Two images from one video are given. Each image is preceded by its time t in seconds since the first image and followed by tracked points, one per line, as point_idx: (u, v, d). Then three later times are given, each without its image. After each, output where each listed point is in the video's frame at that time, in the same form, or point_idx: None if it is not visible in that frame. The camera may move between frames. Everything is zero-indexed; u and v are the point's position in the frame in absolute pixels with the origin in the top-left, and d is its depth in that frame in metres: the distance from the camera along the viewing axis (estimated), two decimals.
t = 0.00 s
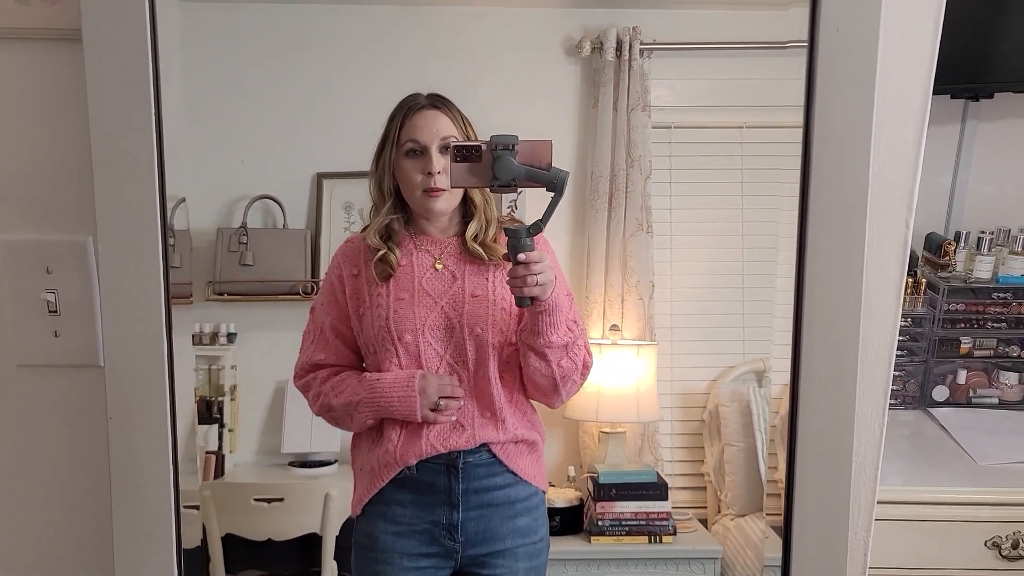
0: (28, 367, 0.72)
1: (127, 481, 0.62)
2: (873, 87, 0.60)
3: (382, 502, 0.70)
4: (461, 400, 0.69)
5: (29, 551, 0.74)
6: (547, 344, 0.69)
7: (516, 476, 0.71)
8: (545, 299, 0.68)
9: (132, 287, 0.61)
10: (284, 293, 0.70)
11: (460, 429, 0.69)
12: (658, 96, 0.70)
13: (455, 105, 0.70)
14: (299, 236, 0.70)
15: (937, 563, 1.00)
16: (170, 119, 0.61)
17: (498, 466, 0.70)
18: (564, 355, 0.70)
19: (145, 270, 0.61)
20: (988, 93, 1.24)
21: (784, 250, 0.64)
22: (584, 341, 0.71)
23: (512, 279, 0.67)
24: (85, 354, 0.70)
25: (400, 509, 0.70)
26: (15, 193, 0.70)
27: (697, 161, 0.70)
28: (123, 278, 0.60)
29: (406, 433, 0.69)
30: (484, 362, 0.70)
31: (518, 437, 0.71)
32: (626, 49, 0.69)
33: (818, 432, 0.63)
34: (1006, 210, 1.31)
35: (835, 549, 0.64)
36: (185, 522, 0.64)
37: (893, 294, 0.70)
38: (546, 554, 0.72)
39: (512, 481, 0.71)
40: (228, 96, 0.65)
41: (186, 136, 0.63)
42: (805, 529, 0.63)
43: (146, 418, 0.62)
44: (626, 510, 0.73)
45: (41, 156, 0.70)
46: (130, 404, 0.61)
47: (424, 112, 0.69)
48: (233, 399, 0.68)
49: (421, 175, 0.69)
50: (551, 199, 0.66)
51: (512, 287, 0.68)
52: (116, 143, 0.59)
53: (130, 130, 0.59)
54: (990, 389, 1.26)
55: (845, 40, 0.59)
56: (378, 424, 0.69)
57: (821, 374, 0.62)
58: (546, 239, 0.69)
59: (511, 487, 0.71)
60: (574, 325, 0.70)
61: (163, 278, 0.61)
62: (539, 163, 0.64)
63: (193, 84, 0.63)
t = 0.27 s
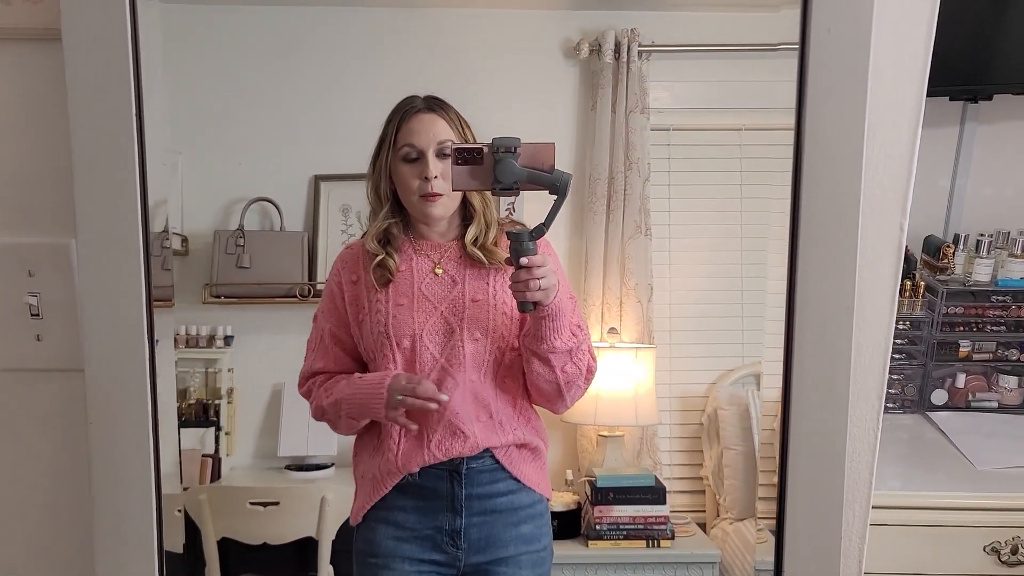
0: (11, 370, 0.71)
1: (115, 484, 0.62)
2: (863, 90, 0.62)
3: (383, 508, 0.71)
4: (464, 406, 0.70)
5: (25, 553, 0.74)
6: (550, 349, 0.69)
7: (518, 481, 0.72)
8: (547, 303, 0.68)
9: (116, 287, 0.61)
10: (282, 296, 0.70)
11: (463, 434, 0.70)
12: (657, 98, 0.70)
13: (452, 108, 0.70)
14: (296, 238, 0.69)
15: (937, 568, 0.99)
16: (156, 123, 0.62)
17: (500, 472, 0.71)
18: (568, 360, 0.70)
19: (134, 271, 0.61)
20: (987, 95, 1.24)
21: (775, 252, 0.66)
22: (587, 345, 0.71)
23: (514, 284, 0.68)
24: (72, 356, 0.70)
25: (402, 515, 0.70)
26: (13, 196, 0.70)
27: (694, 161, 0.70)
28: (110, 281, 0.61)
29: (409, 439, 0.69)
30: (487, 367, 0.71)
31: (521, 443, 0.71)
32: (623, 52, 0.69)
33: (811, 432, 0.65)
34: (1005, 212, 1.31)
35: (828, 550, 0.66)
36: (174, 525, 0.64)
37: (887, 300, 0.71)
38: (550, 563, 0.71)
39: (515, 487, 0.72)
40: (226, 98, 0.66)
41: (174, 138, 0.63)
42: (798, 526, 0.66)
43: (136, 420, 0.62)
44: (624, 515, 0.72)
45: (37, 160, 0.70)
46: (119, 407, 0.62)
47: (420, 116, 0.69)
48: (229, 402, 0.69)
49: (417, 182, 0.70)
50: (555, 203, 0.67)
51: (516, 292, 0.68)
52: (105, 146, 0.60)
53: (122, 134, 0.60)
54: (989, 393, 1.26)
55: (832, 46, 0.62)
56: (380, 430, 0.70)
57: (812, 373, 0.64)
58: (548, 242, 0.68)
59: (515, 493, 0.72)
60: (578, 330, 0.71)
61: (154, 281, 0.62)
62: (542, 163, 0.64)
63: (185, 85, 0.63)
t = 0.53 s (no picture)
0: None
1: (97, 498, 0.61)
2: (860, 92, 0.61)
3: (383, 514, 0.70)
4: (469, 416, 0.68)
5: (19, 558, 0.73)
6: (556, 358, 0.68)
7: (524, 490, 0.70)
8: (553, 312, 0.66)
9: (101, 292, 0.60)
10: (279, 298, 0.69)
11: (467, 444, 0.68)
12: (660, 98, 0.69)
13: (454, 104, 0.68)
14: (295, 239, 0.69)
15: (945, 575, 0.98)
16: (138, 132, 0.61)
17: (505, 481, 0.70)
18: (575, 371, 0.69)
19: (113, 282, 0.60)
20: (997, 94, 1.22)
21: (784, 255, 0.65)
22: (596, 351, 0.70)
23: (518, 291, 0.66)
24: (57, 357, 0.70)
25: (403, 522, 0.69)
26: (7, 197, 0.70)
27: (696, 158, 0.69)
28: (91, 293, 0.60)
29: (411, 448, 0.68)
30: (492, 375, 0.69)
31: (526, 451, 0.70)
32: (626, 51, 0.68)
33: (822, 428, 0.64)
34: (1014, 213, 1.29)
35: (839, 547, 0.65)
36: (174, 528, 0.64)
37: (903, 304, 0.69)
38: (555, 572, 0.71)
39: (520, 496, 0.70)
40: (224, 99, 0.65)
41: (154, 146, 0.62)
42: (810, 519, 0.65)
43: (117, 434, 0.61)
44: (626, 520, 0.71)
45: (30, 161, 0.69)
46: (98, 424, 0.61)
47: (420, 114, 0.68)
48: (227, 405, 0.68)
49: (417, 184, 0.68)
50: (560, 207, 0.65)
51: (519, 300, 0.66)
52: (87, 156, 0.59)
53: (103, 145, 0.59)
54: (1000, 397, 1.24)
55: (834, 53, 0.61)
56: (382, 438, 0.69)
57: (824, 371, 0.63)
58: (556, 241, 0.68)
59: (519, 502, 0.70)
60: (586, 338, 0.70)
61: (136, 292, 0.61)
62: (548, 166, 0.61)
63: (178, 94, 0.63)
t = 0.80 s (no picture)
0: None
1: (71, 528, 0.54)
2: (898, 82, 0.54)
3: (376, 537, 0.66)
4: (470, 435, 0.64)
5: None
6: (563, 372, 0.63)
7: (527, 513, 0.67)
8: (560, 324, 0.62)
9: (78, 297, 0.54)
10: (277, 301, 0.71)
11: (467, 464, 0.64)
12: (664, 98, 0.68)
13: (450, 102, 0.67)
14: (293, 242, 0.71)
15: None
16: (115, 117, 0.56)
17: (506, 503, 0.66)
18: (582, 384, 0.65)
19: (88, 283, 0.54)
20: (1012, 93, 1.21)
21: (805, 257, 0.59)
22: (604, 364, 0.67)
23: (521, 301, 0.60)
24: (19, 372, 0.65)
25: (398, 547, 0.66)
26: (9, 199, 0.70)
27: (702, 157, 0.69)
28: (59, 297, 0.54)
29: (409, 468, 0.64)
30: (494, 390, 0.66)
31: (529, 472, 0.67)
32: (630, 50, 0.67)
33: (849, 432, 0.57)
34: None
35: (867, 548, 0.57)
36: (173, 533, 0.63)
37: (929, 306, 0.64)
38: None
39: (523, 520, 0.67)
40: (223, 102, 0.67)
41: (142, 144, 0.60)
42: (835, 530, 0.57)
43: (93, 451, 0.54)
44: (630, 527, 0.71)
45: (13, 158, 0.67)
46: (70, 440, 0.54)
47: (415, 111, 0.66)
48: (224, 410, 0.71)
49: (412, 185, 0.64)
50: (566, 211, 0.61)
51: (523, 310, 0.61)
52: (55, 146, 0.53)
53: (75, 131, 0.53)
54: (1015, 404, 1.23)
55: (867, 46, 0.54)
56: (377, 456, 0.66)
57: (851, 377, 0.56)
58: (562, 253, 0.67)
59: (522, 526, 0.67)
60: (593, 350, 0.66)
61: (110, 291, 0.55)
62: (555, 169, 0.56)
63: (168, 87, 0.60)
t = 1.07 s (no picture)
0: None
1: (54, 547, 0.49)
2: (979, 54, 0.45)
3: None
4: (471, 462, 0.59)
5: None
6: (573, 394, 0.58)
7: (531, 551, 0.61)
8: (571, 342, 0.57)
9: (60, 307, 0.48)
10: (279, 307, 0.74)
11: (468, 497, 0.58)
12: (673, 103, 0.67)
13: (444, 101, 0.64)
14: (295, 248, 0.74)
15: None
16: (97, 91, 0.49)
17: (509, 541, 0.61)
18: (593, 408, 0.61)
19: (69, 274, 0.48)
20: None
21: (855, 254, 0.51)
22: (616, 386, 0.63)
23: (529, 318, 0.54)
24: None
25: None
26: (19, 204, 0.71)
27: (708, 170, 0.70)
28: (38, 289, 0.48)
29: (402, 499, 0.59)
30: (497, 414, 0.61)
31: (535, 505, 0.61)
32: (640, 54, 0.64)
33: (905, 431, 0.47)
34: None
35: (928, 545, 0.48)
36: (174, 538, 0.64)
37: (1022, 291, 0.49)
38: None
39: (527, 558, 0.61)
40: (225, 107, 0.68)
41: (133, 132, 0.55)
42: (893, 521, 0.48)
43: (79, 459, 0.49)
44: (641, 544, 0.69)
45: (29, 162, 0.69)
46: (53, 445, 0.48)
47: (406, 109, 0.64)
48: (224, 423, 0.69)
49: (403, 191, 0.61)
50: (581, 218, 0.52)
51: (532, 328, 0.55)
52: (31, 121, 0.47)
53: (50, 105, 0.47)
54: None
55: (945, 28, 0.45)
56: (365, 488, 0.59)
57: (907, 373, 0.47)
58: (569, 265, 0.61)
59: (526, 565, 0.61)
60: (605, 369, 0.61)
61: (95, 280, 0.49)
62: (565, 170, 0.49)
63: (162, 61, 0.55)
